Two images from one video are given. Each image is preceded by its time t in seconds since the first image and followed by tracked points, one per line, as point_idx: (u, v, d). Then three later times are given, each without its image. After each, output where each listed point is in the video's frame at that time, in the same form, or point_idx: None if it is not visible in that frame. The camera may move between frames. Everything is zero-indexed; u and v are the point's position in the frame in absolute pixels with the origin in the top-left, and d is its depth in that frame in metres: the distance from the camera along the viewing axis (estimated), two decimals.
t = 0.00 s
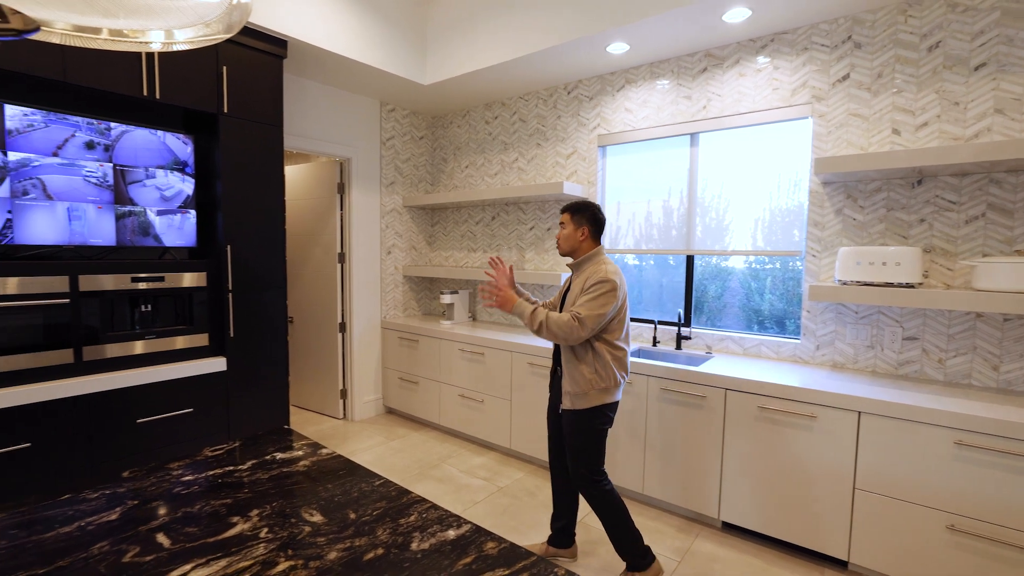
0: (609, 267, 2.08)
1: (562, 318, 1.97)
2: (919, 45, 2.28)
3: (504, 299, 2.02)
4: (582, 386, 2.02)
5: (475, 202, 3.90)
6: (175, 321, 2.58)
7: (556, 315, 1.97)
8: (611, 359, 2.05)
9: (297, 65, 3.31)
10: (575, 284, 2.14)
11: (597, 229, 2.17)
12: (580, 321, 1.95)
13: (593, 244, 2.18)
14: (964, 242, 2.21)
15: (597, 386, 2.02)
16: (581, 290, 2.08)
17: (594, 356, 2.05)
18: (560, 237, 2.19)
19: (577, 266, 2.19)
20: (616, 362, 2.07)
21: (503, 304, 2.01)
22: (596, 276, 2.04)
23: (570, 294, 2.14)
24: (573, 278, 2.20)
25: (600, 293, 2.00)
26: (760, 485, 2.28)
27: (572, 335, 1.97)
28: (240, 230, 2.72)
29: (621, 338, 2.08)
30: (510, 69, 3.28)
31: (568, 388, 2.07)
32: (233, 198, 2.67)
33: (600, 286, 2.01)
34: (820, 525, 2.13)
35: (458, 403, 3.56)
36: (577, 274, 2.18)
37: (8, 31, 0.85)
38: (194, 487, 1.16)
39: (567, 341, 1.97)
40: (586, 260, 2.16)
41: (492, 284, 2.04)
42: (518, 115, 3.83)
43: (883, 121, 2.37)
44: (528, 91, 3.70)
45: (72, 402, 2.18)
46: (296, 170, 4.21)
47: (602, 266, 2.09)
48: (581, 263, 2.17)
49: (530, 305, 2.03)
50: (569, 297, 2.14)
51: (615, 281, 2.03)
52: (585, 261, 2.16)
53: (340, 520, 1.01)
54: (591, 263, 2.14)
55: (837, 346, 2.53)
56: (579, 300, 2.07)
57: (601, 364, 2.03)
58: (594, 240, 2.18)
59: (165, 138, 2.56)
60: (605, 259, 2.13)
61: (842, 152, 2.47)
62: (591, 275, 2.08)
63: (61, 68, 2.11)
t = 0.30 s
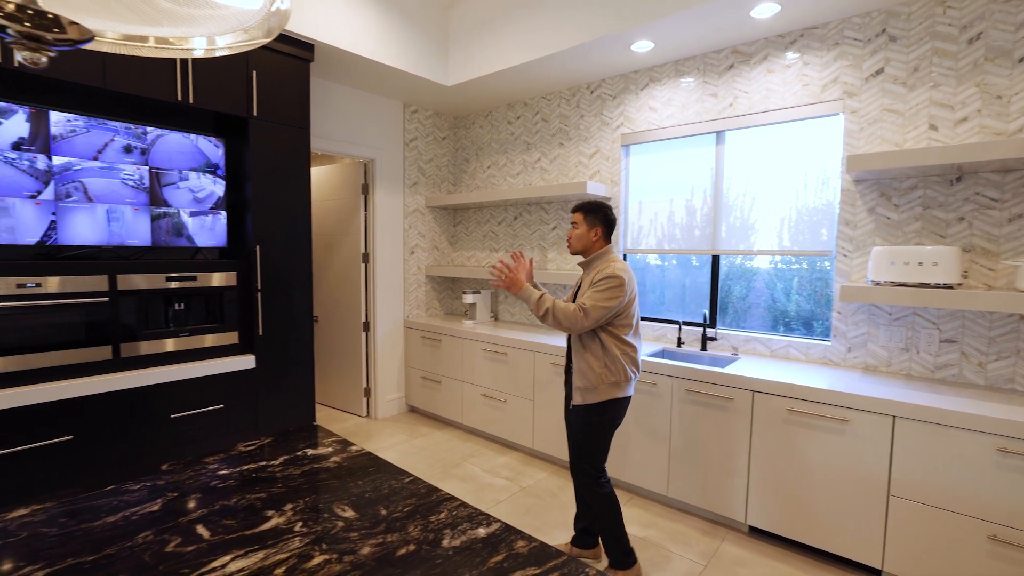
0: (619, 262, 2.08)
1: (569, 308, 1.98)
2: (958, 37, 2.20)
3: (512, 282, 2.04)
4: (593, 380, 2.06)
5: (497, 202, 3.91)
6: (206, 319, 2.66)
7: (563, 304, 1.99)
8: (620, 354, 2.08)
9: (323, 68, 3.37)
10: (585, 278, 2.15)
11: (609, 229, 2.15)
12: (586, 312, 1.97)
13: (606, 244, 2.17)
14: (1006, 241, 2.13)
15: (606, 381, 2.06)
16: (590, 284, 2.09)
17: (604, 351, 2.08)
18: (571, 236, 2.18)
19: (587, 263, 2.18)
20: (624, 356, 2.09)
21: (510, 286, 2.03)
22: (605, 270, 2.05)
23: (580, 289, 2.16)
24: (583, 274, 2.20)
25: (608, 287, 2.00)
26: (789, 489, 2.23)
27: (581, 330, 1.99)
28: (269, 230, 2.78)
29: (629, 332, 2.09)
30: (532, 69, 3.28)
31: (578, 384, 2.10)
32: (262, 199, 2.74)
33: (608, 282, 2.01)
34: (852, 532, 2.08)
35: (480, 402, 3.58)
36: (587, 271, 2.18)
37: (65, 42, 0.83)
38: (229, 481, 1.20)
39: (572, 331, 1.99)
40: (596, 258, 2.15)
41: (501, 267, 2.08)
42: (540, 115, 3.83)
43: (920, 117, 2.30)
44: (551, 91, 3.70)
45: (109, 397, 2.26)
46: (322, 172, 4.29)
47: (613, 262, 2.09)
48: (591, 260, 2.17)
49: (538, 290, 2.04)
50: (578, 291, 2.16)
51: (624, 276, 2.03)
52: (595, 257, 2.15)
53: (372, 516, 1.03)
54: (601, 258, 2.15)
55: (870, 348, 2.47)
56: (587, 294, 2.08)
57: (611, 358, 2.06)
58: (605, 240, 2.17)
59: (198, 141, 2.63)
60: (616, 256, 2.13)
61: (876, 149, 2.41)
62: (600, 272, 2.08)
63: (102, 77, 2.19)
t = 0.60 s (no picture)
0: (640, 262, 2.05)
1: (591, 310, 1.96)
2: (1007, 27, 2.11)
3: (530, 291, 2.03)
4: (615, 382, 2.04)
5: (522, 202, 3.90)
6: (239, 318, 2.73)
7: (584, 306, 1.97)
8: (642, 355, 2.05)
9: (352, 71, 3.42)
10: (605, 279, 2.13)
11: (631, 229, 2.12)
12: (608, 314, 1.95)
13: (627, 244, 2.14)
14: None
15: (629, 383, 2.04)
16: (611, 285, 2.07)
17: (626, 352, 2.06)
18: (592, 237, 2.15)
19: (608, 264, 2.16)
20: (647, 357, 2.07)
21: (529, 294, 2.02)
22: (626, 271, 2.02)
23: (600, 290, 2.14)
24: (603, 276, 2.18)
25: (630, 288, 1.98)
26: (824, 496, 2.17)
27: (603, 332, 1.97)
28: (299, 231, 2.83)
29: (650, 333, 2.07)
30: (558, 69, 3.27)
31: (599, 385, 2.08)
32: (293, 201, 2.79)
33: (629, 283, 1.98)
34: (891, 541, 2.01)
35: (505, 403, 3.58)
36: (608, 272, 2.15)
37: (122, 52, 0.82)
38: (266, 477, 1.22)
39: (594, 333, 1.97)
40: (617, 259, 2.13)
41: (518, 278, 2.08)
42: (566, 114, 3.81)
43: (965, 111, 2.21)
44: (576, 90, 3.68)
45: (148, 393, 2.34)
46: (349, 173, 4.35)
47: (634, 263, 2.07)
48: (612, 261, 2.14)
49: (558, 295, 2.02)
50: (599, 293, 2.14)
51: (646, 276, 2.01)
52: (616, 257, 2.13)
53: (406, 515, 1.04)
54: (622, 258, 2.12)
55: (910, 352, 2.38)
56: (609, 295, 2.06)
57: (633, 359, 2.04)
58: (626, 240, 2.14)
59: (232, 145, 2.70)
60: (636, 257, 2.10)
61: (917, 145, 2.32)
62: (621, 272, 2.05)
63: (143, 84, 2.26)
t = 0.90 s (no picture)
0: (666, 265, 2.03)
1: (614, 312, 1.95)
2: None
3: (562, 278, 2.03)
4: (636, 386, 2.02)
5: (545, 203, 3.90)
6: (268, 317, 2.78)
7: (609, 306, 1.95)
8: (665, 359, 2.03)
9: (377, 74, 3.46)
10: (630, 281, 2.11)
11: (656, 230, 2.10)
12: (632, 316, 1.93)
13: (652, 246, 2.12)
14: None
15: (651, 387, 2.01)
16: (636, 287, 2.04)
17: (648, 356, 2.04)
18: (616, 238, 2.13)
19: (632, 266, 2.14)
20: (669, 362, 2.05)
21: (560, 284, 2.02)
22: (652, 274, 2.00)
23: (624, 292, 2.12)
24: (627, 278, 2.15)
25: (655, 291, 1.96)
26: (857, 503, 2.12)
27: (626, 335, 1.95)
28: (326, 232, 2.88)
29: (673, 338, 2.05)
30: (582, 69, 3.25)
31: (620, 389, 2.07)
32: (320, 202, 2.85)
33: (655, 286, 1.96)
34: (928, 551, 1.95)
35: (527, 403, 3.58)
36: (632, 274, 2.13)
37: (172, 59, 0.85)
38: (300, 474, 1.24)
39: (617, 335, 1.96)
40: (642, 261, 2.11)
41: (551, 263, 2.06)
42: (589, 114, 3.79)
43: (1008, 107, 2.13)
44: (600, 90, 3.66)
45: (180, 391, 2.40)
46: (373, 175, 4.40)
47: (660, 266, 2.04)
48: (637, 262, 2.12)
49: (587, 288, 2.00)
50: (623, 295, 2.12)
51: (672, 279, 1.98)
52: (642, 259, 2.11)
53: (439, 514, 1.04)
54: (648, 261, 2.09)
55: (948, 356, 2.31)
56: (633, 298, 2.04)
57: (655, 364, 2.02)
58: (652, 242, 2.11)
59: (261, 147, 2.76)
60: (662, 259, 2.08)
61: (957, 143, 2.25)
62: (646, 275, 2.03)
63: (177, 89, 2.33)
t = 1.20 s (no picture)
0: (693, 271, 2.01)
1: (638, 317, 1.94)
2: None
3: (587, 280, 2.02)
4: (658, 392, 2.02)
5: (566, 204, 3.90)
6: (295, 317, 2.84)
7: (633, 310, 1.94)
8: (688, 366, 2.02)
9: (401, 77, 3.51)
10: (655, 286, 2.10)
11: (682, 233, 2.09)
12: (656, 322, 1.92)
13: (678, 249, 2.11)
14: None
15: (673, 393, 2.00)
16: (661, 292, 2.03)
17: (672, 362, 2.02)
18: (642, 241, 2.13)
19: (658, 269, 2.13)
20: (694, 369, 2.03)
21: (585, 285, 2.02)
22: (679, 279, 1.99)
23: (649, 296, 2.11)
24: (653, 281, 2.14)
25: (681, 297, 1.94)
26: (888, 511, 2.08)
27: (649, 340, 1.95)
28: (351, 233, 2.93)
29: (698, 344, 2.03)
30: (604, 70, 3.25)
31: (642, 394, 2.06)
32: (346, 205, 2.89)
33: (681, 292, 1.95)
34: (962, 561, 1.91)
35: (547, 404, 3.58)
36: (657, 278, 2.12)
37: (224, 71, 0.88)
38: (333, 473, 1.27)
39: (640, 340, 1.95)
40: (668, 264, 2.10)
41: (575, 264, 2.04)
42: (610, 115, 3.78)
43: None
44: (622, 91, 3.65)
45: (209, 389, 2.46)
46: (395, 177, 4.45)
47: (687, 271, 2.03)
48: (664, 267, 2.11)
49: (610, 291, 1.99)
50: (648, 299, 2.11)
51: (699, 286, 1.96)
52: (668, 264, 2.09)
53: (472, 514, 1.06)
54: (675, 266, 2.08)
55: (984, 361, 2.25)
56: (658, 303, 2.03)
57: (679, 370, 2.00)
58: (678, 245, 2.10)
59: (289, 151, 2.81)
60: (688, 264, 2.07)
61: (993, 142, 2.19)
62: (672, 280, 2.02)
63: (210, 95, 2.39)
